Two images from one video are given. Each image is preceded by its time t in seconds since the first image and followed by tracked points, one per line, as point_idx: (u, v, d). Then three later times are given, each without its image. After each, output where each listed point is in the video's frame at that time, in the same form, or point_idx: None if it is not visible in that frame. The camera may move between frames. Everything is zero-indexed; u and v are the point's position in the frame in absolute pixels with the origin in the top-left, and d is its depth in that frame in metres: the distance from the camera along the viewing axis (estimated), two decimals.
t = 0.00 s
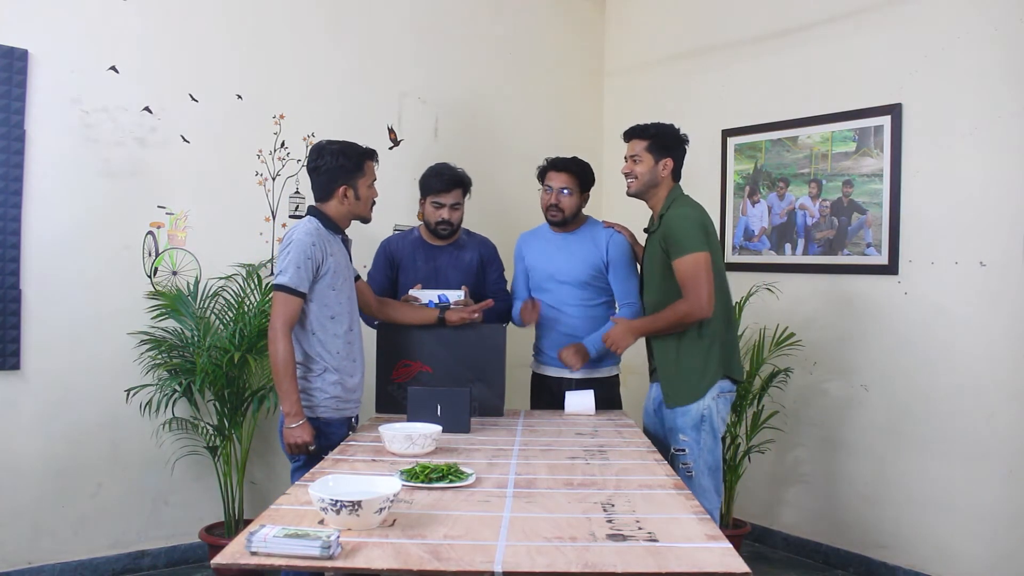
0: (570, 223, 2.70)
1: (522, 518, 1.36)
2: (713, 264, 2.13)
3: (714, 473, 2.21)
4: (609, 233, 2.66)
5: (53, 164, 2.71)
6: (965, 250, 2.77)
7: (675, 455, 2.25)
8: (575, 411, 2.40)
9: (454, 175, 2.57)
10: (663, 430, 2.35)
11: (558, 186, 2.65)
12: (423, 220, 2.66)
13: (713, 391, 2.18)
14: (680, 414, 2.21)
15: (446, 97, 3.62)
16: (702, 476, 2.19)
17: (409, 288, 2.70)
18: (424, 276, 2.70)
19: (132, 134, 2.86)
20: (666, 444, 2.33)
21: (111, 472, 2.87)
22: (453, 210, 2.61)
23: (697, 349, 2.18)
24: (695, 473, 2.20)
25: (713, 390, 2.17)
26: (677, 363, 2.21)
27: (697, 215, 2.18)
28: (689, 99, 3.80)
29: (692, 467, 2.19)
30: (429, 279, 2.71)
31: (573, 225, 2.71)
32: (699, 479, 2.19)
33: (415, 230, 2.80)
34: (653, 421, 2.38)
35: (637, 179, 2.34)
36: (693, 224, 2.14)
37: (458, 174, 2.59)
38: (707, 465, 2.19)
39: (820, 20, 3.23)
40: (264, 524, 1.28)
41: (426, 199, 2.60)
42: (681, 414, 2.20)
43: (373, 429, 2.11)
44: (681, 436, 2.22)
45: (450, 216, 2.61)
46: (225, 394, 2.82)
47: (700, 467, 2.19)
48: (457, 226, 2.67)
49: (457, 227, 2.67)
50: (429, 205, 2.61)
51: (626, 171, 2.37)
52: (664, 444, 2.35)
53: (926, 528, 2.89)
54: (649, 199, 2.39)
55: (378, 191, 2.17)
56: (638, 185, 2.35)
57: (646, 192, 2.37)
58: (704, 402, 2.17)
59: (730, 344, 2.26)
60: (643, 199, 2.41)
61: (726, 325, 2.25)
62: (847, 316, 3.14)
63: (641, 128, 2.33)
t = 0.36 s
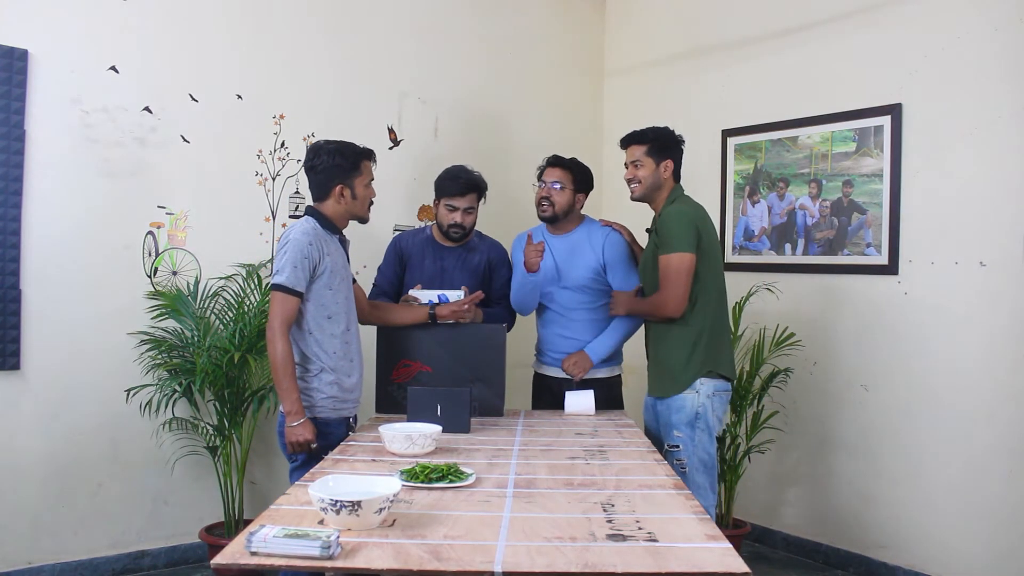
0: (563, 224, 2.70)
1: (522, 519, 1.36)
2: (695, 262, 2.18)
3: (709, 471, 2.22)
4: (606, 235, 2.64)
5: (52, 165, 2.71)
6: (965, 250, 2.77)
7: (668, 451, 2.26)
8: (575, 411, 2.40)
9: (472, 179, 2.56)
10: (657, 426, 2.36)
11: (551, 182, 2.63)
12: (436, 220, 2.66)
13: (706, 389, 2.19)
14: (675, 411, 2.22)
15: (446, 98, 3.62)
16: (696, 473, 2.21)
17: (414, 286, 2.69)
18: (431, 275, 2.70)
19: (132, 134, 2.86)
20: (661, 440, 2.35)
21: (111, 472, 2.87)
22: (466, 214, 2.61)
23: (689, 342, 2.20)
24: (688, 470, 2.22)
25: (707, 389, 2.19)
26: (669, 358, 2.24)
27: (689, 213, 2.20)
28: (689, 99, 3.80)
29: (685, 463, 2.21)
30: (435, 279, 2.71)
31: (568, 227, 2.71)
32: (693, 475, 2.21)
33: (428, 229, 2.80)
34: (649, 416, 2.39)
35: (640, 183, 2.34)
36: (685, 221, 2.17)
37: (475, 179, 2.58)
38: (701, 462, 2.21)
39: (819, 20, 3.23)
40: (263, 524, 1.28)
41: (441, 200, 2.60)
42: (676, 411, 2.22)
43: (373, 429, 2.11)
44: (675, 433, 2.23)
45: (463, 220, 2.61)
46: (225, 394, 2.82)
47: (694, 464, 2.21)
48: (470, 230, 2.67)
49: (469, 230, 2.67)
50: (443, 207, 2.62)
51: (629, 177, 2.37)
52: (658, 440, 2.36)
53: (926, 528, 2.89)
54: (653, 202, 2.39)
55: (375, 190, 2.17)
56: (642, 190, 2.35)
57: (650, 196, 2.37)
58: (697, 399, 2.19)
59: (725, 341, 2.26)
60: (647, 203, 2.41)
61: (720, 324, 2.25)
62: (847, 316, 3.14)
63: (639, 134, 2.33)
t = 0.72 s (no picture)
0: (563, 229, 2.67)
1: (522, 519, 1.36)
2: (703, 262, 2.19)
3: (707, 469, 2.24)
4: (607, 238, 2.63)
5: (52, 165, 2.71)
6: (965, 250, 2.77)
7: (671, 446, 2.26)
8: (575, 411, 2.40)
9: (464, 174, 2.58)
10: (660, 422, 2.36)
11: (552, 190, 2.59)
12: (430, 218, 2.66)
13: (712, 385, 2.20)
14: (679, 406, 2.22)
15: (446, 98, 3.63)
16: (696, 470, 2.22)
17: (411, 285, 2.68)
18: (427, 273, 2.70)
19: (132, 134, 2.86)
20: (662, 436, 2.35)
21: (111, 472, 2.87)
22: (460, 209, 2.61)
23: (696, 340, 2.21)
24: (689, 466, 2.23)
25: (713, 386, 2.19)
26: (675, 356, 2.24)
27: (694, 214, 2.22)
28: (689, 100, 3.80)
29: (687, 459, 2.22)
30: (431, 277, 2.70)
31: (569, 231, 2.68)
32: (692, 472, 2.22)
33: (422, 228, 2.80)
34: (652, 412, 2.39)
35: (640, 188, 2.34)
36: (692, 223, 2.19)
37: (467, 174, 2.60)
38: (701, 459, 2.22)
39: (819, 20, 3.23)
40: (263, 524, 1.28)
41: (434, 196, 2.61)
42: (680, 406, 2.22)
43: (373, 429, 2.11)
44: (678, 428, 2.23)
45: (457, 215, 2.61)
46: (225, 394, 2.82)
47: (695, 460, 2.22)
48: (464, 225, 2.67)
49: (463, 227, 2.67)
50: (436, 203, 2.62)
51: (629, 182, 2.37)
52: (659, 434, 2.37)
53: (926, 527, 2.89)
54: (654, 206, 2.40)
55: (374, 192, 2.17)
56: (643, 195, 2.35)
57: (651, 200, 2.37)
58: (702, 396, 2.19)
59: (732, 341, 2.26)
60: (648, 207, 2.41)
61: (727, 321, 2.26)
62: (847, 316, 3.14)
63: (636, 139, 2.33)
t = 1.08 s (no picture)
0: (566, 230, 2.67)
1: (522, 519, 1.36)
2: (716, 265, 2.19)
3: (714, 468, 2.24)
4: (609, 238, 2.63)
5: (53, 165, 2.71)
6: (965, 250, 2.77)
7: (678, 446, 2.26)
8: (575, 411, 2.40)
9: (452, 172, 2.58)
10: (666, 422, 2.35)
11: (557, 194, 2.57)
12: (418, 217, 2.66)
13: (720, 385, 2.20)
14: (688, 405, 2.22)
15: (446, 98, 3.63)
16: (704, 469, 2.22)
17: (406, 285, 2.68)
18: (421, 273, 2.69)
19: (132, 134, 2.86)
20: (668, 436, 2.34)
21: (112, 472, 2.87)
22: (449, 207, 2.61)
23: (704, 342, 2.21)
24: (696, 465, 2.22)
25: (720, 385, 2.20)
26: (682, 356, 2.24)
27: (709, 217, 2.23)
28: (689, 100, 3.80)
29: (695, 458, 2.21)
30: (426, 277, 2.70)
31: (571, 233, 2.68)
32: (700, 471, 2.22)
33: (409, 228, 2.79)
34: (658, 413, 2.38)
35: (639, 192, 2.34)
36: (705, 229, 2.19)
37: (455, 172, 2.60)
38: (709, 459, 2.22)
39: (819, 20, 3.23)
40: (264, 524, 1.28)
41: (422, 196, 2.60)
42: (689, 405, 2.22)
43: (374, 429, 2.11)
44: (687, 426, 2.23)
45: (447, 213, 2.61)
46: (225, 394, 2.82)
47: (703, 460, 2.21)
48: (454, 223, 2.67)
49: (452, 225, 2.68)
50: (425, 202, 2.61)
51: (628, 186, 2.37)
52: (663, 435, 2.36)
53: (926, 527, 2.89)
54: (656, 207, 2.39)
55: (377, 201, 2.17)
56: (643, 198, 2.35)
57: (652, 202, 2.37)
58: (711, 394, 2.20)
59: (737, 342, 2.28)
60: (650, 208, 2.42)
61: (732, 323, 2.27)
62: (847, 316, 3.14)
63: (633, 141, 2.31)
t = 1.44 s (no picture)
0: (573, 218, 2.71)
1: (522, 519, 1.36)
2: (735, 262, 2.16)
3: (718, 473, 2.22)
4: (618, 234, 2.66)
5: (53, 165, 2.71)
6: (965, 250, 2.77)
7: (677, 454, 2.25)
8: (575, 411, 2.40)
9: (450, 174, 2.57)
10: (665, 428, 2.35)
11: (553, 177, 2.65)
12: (416, 218, 2.65)
13: (713, 389, 2.19)
14: (682, 414, 2.22)
15: (447, 98, 3.63)
16: (705, 474, 2.21)
17: (404, 286, 2.68)
18: (420, 274, 2.69)
19: (132, 134, 2.86)
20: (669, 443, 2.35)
21: (112, 472, 2.87)
22: (448, 209, 2.61)
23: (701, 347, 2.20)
24: (698, 472, 2.22)
25: (714, 389, 2.18)
26: (680, 362, 2.23)
27: (721, 215, 2.20)
28: (689, 100, 3.80)
29: (695, 465, 2.21)
30: (426, 277, 2.70)
31: (578, 221, 2.71)
32: (702, 477, 2.21)
33: (407, 229, 2.79)
34: (655, 419, 2.38)
35: (644, 186, 2.36)
36: (719, 226, 2.15)
37: (453, 174, 2.60)
38: (710, 463, 2.21)
39: (819, 20, 3.23)
40: (264, 524, 1.28)
41: (421, 198, 2.60)
42: (683, 413, 2.22)
43: (374, 429, 2.11)
44: (682, 435, 2.23)
45: (446, 215, 2.61)
46: (225, 394, 2.82)
47: (703, 465, 2.21)
48: (453, 224, 2.67)
49: (451, 226, 2.68)
50: (423, 204, 2.61)
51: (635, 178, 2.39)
52: (665, 442, 2.36)
53: (926, 527, 2.89)
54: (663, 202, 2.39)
55: (378, 199, 2.17)
56: (647, 192, 2.36)
57: (658, 196, 2.37)
58: (705, 401, 2.19)
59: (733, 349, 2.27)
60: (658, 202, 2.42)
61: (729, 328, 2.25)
62: (847, 316, 3.14)
63: (638, 138, 2.34)
